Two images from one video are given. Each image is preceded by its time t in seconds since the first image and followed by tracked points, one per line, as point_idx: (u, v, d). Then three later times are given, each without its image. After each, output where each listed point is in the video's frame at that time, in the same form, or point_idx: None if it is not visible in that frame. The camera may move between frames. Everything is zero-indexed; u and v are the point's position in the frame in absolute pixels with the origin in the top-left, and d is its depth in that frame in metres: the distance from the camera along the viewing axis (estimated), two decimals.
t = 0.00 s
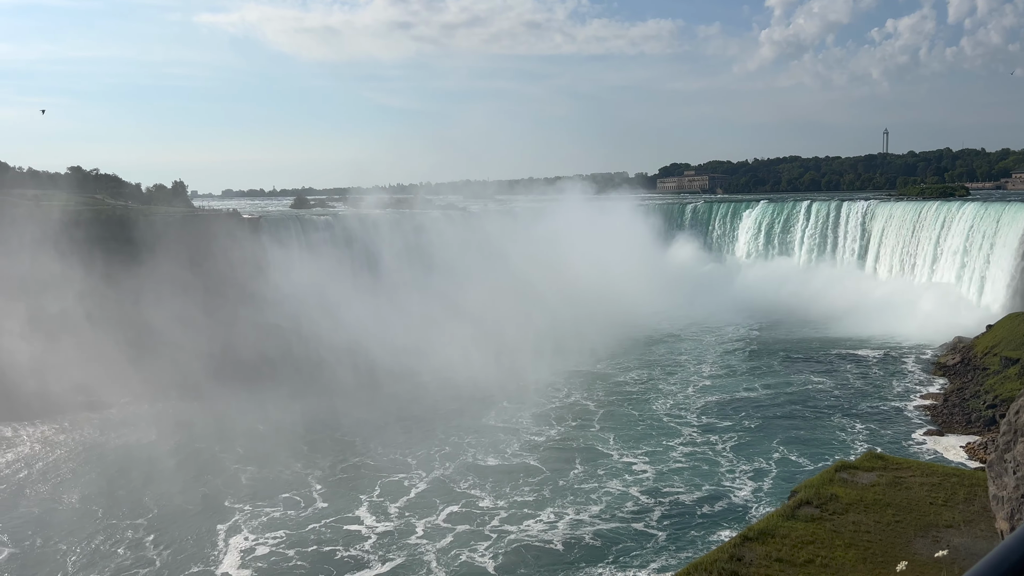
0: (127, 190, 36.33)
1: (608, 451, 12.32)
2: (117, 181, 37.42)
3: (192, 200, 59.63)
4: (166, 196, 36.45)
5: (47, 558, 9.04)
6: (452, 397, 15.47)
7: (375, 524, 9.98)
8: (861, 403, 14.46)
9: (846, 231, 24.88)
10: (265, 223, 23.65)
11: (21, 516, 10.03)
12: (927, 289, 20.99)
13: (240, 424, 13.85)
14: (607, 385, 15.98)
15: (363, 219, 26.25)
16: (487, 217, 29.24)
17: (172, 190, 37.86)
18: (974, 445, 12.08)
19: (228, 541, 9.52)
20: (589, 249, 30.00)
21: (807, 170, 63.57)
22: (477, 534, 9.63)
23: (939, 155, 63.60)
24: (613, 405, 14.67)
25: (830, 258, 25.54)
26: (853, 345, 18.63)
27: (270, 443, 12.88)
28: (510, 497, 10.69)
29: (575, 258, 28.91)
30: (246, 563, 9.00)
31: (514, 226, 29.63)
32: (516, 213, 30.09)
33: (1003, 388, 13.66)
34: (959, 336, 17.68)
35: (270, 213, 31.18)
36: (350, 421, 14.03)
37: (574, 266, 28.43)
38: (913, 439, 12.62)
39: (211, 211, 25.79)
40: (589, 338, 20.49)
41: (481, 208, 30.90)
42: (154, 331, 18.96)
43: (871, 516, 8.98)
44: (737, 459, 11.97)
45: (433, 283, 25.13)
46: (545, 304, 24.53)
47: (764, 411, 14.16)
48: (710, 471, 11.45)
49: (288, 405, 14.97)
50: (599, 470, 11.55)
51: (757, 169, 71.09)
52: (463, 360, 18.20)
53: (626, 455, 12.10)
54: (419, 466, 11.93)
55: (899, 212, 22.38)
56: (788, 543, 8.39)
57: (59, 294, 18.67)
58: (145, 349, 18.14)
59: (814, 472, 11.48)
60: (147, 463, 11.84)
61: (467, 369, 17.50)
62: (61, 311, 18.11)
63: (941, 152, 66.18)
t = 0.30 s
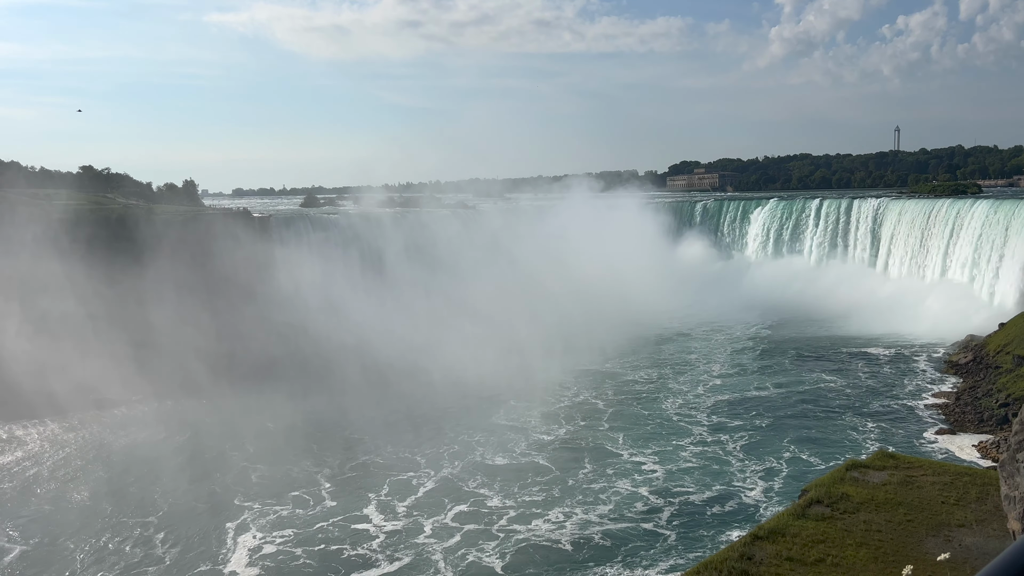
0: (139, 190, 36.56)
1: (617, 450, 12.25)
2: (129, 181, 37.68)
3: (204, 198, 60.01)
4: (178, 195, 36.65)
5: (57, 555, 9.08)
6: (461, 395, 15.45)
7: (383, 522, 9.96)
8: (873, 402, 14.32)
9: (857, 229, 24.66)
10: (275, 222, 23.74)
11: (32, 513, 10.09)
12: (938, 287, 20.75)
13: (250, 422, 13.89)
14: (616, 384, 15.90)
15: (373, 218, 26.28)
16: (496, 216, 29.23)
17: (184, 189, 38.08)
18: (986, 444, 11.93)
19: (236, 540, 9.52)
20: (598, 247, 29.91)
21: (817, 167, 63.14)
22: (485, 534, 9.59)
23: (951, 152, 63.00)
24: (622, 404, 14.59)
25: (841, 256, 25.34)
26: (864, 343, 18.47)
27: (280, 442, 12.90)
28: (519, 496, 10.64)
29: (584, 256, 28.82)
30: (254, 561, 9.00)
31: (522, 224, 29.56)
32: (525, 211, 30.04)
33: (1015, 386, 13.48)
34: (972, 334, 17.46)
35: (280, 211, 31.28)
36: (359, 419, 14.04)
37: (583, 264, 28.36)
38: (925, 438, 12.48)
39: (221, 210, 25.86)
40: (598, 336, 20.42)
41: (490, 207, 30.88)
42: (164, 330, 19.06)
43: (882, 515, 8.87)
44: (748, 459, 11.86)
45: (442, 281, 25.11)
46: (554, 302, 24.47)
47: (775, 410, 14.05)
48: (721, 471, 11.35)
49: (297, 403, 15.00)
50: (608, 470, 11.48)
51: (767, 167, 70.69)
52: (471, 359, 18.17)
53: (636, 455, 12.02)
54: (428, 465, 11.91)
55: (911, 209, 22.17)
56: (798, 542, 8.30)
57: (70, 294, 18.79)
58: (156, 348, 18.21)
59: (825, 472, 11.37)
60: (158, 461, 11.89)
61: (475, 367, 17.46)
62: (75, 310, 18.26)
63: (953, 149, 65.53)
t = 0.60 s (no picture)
0: (148, 188, 36.71)
1: (624, 449, 12.19)
2: (139, 180, 37.83)
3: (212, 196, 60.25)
4: (186, 193, 36.77)
5: (65, 552, 9.10)
6: (467, 394, 15.42)
7: (389, 521, 9.94)
8: (882, 401, 14.22)
9: (866, 226, 24.46)
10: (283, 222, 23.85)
11: (41, 510, 10.12)
12: (948, 285, 20.58)
13: (258, 420, 13.91)
14: (624, 383, 15.84)
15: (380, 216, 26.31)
16: (502, 214, 29.18)
17: (193, 187, 38.19)
18: (996, 442, 11.80)
19: (242, 538, 9.52)
20: (606, 245, 29.82)
21: (826, 165, 62.76)
22: (491, 533, 9.56)
23: (961, 150, 62.53)
24: (629, 403, 14.53)
25: (850, 254, 25.16)
26: (872, 341, 18.33)
27: (290, 440, 12.92)
28: (525, 495, 10.60)
29: (591, 254, 28.73)
30: (260, 559, 8.99)
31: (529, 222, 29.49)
32: (532, 210, 30.00)
33: None
34: (982, 332, 17.29)
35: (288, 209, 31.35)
36: (367, 417, 14.05)
37: (590, 262, 28.28)
38: (934, 436, 12.38)
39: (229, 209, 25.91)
40: (606, 335, 20.36)
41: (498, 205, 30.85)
42: (175, 329, 19.15)
43: (891, 514, 8.77)
44: (757, 458, 11.78)
45: (448, 279, 25.09)
46: (561, 301, 24.42)
47: (784, 409, 13.98)
48: (730, 471, 11.26)
49: (305, 401, 15.01)
50: (615, 470, 11.41)
51: (775, 164, 70.33)
52: (477, 357, 18.15)
53: (643, 454, 11.95)
54: (435, 463, 11.89)
55: (920, 207, 21.98)
56: (806, 541, 8.22)
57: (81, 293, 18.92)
58: (164, 347, 18.26)
59: (835, 471, 11.29)
60: (168, 459, 11.92)
61: (482, 366, 17.44)
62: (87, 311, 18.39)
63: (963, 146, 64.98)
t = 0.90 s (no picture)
0: (157, 185, 36.82)
1: (631, 448, 12.14)
2: (147, 177, 37.96)
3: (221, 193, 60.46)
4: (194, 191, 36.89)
5: (73, 549, 9.13)
6: (474, 392, 15.41)
7: (395, 519, 9.93)
8: (890, 399, 14.12)
9: (875, 224, 24.30)
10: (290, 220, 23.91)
11: (49, 507, 10.16)
12: (957, 283, 20.42)
13: (266, 417, 13.93)
14: (630, 381, 15.77)
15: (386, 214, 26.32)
16: (509, 212, 29.17)
17: (201, 185, 38.31)
18: (1006, 441, 11.69)
19: (248, 535, 9.52)
20: (613, 242, 29.74)
21: (834, 163, 62.41)
22: (496, 531, 9.53)
23: (971, 147, 62.07)
24: (636, 401, 14.48)
25: (859, 252, 25.00)
26: (880, 340, 18.19)
27: (297, 437, 12.94)
28: (532, 494, 10.56)
29: (598, 251, 28.65)
30: (266, 557, 9.00)
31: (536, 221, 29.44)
32: (539, 208, 29.96)
33: None
34: (991, 330, 17.15)
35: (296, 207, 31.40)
36: (374, 415, 14.06)
37: (597, 260, 28.21)
38: (942, 435, 12.28)
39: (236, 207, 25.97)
40: (613, 333, 20.31)
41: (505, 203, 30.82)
42: (183, 327, 19.22)
43: (899, 512, 8.69)
44: (765, 457, 11.71)
45: (455, 277, 25.08)
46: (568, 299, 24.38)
47: (792, 407, 13.91)
48: (738, 470, 11.20)
49: (311, 399, 15.03)
50: (621, 468, 11.37)
51: (784, 162, 69.99)
52: (484, 355, 18.15)
53: (650, 453, 11.89)
54: (442, 461, 11.87)
55: (930, 204, 21.80)
56: (814, 539, 8.16)
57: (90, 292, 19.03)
58: (172, 346, 18.33)
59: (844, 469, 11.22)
60: (176, 456, 11.96)
61: (488, 364, 17.42)
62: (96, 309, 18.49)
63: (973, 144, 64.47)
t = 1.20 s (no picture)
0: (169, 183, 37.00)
1: (640, 447, 12.07)
2: (159, 175, 38.16)
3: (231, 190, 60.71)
4: (205, 188, 37.03)
5: (83, 544, 9.17)
6: (481, 389, 15.39)
7: (402, 516, 9.92)
8: (901, 397, 14.00)
9: (886, 221, 24.08)
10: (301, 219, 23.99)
11: (59, 502, 10.21)
12: (969, 281, 20.22)
13: (275, 414, 13.97)
14: (639, 379, 15.69)
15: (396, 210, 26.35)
16: (518, 210, 29.15)
17: (211, 182, 38.47)
18: (1017, 440, 11.54)
19: (255, 531, 9.54)
20: (622, 238, 29.62)
21: (846, 159, 61.98)
22: (503, 530, 9.49)
23: (984, 144, 61.46)
24: (645, 399, 14.41)
25: (870, 249, 24.79)
26: (891, 338, 18.04)
27: (306, 434, 12.95)
28: (539, 492, 10.51)
29: (607, 248, 28.53)
30: (273, 553, 9.01)
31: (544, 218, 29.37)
32: (548, 205, 29.92)
33: None
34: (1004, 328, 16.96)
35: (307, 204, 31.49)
36: (382, 412, 14.08)
37: (606, 257, 28.11)
38: (953, 434, 12.16)
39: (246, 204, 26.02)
40: (622, 330, 20.24)
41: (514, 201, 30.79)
42: (194, 324, 19.29)
43: (910, 511, 8.59)
44: (775, 456, 11.62)
45: (463, 275, 25.06)
46: (576, 296, 24.29)
47: (803, 406, 13.80)
48: (748, 469, 11.12)
49: (320, 395, 15.06)
50: (630, 468, 11.30)
51: (794, 159, 69.57)
52: (492, 352, 18.12)
53: (659, 452, 11.82)
54: (450, 458, 11.86)
55: (941, 202, 21.56)
56: (823, 538, 8.08)
57: (102, 289, 19.14)
58: (182, 342, 18.41)
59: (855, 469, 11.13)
60: (186, 451, 12.01)
61: (496, 361, 17.40)
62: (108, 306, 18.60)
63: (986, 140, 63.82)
